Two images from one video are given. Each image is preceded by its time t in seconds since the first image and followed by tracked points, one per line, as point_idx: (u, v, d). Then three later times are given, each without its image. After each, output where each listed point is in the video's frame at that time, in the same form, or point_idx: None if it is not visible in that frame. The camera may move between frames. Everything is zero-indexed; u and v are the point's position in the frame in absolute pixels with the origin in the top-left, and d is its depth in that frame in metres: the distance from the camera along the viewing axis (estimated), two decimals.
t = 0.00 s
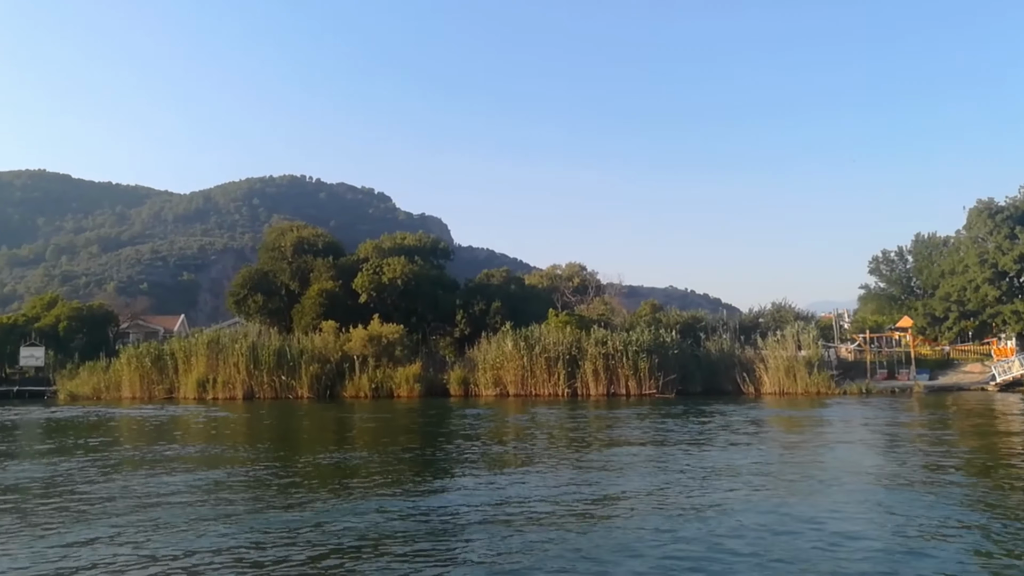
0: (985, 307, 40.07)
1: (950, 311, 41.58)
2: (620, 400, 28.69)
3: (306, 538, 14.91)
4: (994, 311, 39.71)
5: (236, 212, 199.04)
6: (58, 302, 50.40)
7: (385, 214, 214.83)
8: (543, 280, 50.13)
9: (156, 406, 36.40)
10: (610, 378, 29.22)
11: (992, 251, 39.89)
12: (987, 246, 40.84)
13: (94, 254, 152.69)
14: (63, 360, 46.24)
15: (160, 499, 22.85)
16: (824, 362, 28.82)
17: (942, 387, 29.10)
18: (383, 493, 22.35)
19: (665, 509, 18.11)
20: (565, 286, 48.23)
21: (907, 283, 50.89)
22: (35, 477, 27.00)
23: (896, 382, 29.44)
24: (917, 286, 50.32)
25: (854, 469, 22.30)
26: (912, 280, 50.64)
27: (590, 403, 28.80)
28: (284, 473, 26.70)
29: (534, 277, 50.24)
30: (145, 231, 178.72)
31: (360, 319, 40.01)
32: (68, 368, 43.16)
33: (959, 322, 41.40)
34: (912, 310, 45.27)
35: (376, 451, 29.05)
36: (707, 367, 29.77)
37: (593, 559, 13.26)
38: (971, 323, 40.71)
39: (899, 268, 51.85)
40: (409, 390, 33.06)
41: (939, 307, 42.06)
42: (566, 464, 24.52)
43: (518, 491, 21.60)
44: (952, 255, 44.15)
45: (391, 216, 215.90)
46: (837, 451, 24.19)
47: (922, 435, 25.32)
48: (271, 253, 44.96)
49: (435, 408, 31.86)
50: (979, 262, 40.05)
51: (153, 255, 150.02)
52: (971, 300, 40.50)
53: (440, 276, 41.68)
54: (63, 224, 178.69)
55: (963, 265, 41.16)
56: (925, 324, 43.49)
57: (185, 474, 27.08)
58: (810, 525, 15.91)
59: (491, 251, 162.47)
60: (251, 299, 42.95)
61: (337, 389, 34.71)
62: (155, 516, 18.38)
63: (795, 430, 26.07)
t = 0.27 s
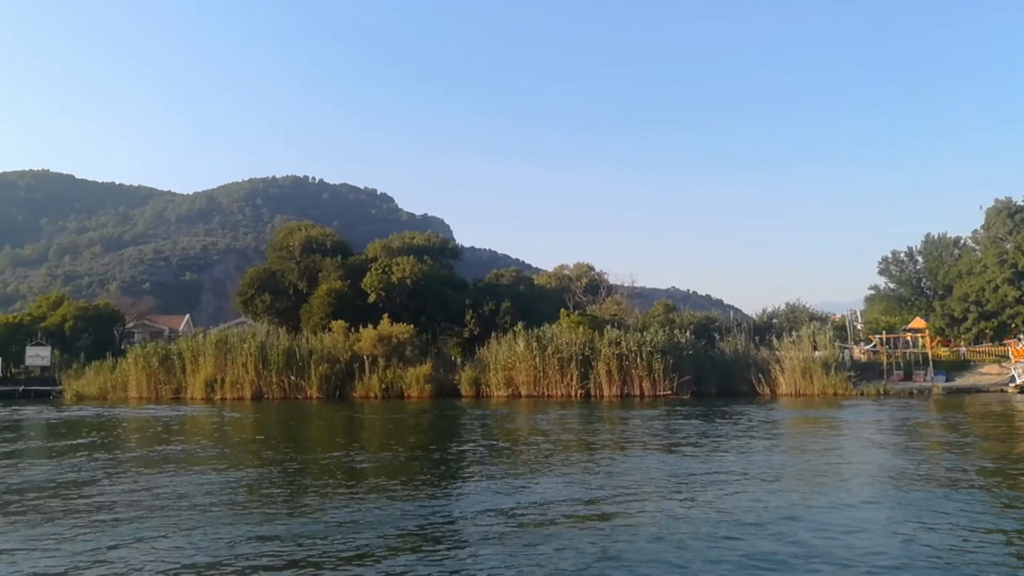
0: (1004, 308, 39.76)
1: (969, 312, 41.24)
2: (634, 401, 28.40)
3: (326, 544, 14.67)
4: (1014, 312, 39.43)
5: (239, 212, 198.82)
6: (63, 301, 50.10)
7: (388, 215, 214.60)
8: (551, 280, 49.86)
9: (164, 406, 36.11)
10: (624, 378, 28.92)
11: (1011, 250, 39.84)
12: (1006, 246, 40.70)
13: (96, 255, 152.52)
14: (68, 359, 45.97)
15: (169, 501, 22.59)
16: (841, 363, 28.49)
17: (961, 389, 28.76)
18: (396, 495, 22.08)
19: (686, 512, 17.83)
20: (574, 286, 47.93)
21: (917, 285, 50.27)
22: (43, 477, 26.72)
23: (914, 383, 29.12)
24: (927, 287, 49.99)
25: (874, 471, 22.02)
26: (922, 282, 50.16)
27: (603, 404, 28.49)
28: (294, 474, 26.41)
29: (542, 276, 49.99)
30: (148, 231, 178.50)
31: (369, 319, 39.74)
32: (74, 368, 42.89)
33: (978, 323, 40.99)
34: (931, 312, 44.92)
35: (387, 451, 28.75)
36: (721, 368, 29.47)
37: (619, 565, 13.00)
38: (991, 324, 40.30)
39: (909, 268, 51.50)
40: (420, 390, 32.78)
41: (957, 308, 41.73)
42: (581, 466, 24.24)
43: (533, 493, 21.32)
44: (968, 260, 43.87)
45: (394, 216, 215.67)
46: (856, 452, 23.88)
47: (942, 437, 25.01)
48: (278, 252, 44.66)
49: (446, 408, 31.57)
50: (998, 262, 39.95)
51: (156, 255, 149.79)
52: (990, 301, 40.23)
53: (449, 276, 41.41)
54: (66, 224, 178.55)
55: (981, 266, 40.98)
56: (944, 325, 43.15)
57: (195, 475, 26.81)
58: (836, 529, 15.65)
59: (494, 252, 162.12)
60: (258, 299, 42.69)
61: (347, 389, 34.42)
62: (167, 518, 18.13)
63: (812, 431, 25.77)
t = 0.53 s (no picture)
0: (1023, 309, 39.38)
1: (988, 313, 40.84)
2: (647, 402, 28.05)
3: (341, 555, 14.33)
4: None
5: (240, 211, 198.54)
6: (67, 298, 49.79)
7: (390, 214, 214.24)
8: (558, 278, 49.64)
9: (170, 405, 35.78)
10: (637, 379, 28.57)
11: None
12: None
13: (98, 253, 152.25)
14: (73, 357, 45.65)
15: (178, 502, 22.27)
16: (857, 364, 28.17)
17: (978, 391, 28.44)
18: (408, 497, 21.74)
19: (707, 516, 17.49)
20: (583, 286, 47.56)
21: (928, 286, 49.95)
22: (48, 477, 26.39)
23: (931, 385, 28.81)
24: (938, 288, 49.68)
25: (894, 474, 21.67)
26: (933, 283, 49.81)
27: (616, 404, 28.16)
28: (303, 475, 26.10)
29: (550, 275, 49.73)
30: (149, 229, 178.21)
31: (376, 318, 39.43)
32: (79, 366, 42.59)
33: (997, 324, 40.54)
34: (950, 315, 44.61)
35: (397, 452, 28.42)
36: (736, 369, 29.11)
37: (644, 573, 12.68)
38: (1009, 325, 39.90)
39: (920, 269, 51.20)
40: (429, 390, 32.44)
41: (976, 309, 41.33)
42: (595, 467, 23.89)
43: (548, 495, 20.97)
44: (983, 262, 43.47)
45: (396, 216, 215.36)
46: (874, 454, 23.57)
47: (961, 438, 24.69)
48: (285, 250, 44.37)
49: (456, 409, 31.25)
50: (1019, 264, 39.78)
51: (157, 253, 149.47)
52: (1008, 302, 39.86)
53: (457, 275, 41.07)
54: (67, 222, 178.29)
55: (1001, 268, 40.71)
56: (963, 327, 42.72)
57: (202, 475, 26.46)
58: (863, 536, 15.30)
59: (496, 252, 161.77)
60: (264, 297, 42.38)
61: (355, 389, 34.09)
62: (177, 520, 17.80)
63: (828, 432, 25.44)
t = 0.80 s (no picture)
0: None
1: (1007, 313, 40.47)
2: (661, 402, 27.76)
3: (363, 556, 14.07)
4: None
5: (242, 209, 198.30)
6: (73, 295, 49.49)
7: (392, 213, 213.95)
8: (566, 277, 49.42)
9: (177, 403, 35.49)
10: (651, 379, 28.25)
11: None
12: None
13: (99, 250, 151.98)
14: (78, 355, 45.37)
15: (189, 501, 22.00)
16: (874, 365, 27.87)
17: (997, 392, 28.13)
18: (422, 495, 21.47)
19: (729, 516, 17.22)
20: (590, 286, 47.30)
21: (938, 287, 49.63)
22: (56, 475, 26.11)
23: (948, 385, 28.50)
24: (948, 289, 49.39)
25: (915, 475, 21.37)
26: (944, 285, 49.50)
27: (629, 404, 27.88)
28: (314, 473, 25.84)
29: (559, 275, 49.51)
30: (150, 227, 177.87)
31: (384, 317, 39.17)
32: (84, 364, 42.30)
33: (1016, 324, 40.15)
34: (972, 315, 44.17)
35: (408, 451, 28.13)
36: (750, 369, 28.84)
37: (672, 573, 12.40)
38: None
39: (930, 270, 50.92)
40: (440, 389, 32.14)
41: (995, 309, 40.93)
42: (611, 467, 23.60)
43: (565, 494, 20.69)
44: (995, 265, 43.16)
45: (398, 215, 215.09)
46: (893, 455, 23.28)
47: (981, 438, 24.39)
48: (292, 248, 44.12)
49: (467, 408, 30.97)
50: None
51: (159, 251, 149.16)
52: None
53: (466, 274, 40.81)
54: (68, 220, 178.01)
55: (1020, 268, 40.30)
56: (982, 328, 42.32)
57: (212, 474, 26.17)
58: (893, 538, 15.04)
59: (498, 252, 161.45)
60: (271, 295, 42.12)
61: (364, 388, 33.80)
62: (190, 518, 17.54)
63: (846, 432, 25.15)
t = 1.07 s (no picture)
0: None
1: None
2: (678, 401, 27.52)
3: (389, 558, 13.86)
4: None
5: (245, 208, 198.13)
6: (80, 294, 49.26)
7: (395, 212, 213.68)
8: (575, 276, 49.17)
9: (187, 403, 35.27)
10: (667, 377, 28.02)
11: None
12: None
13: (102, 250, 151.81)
14: (86, 354, 45.15)
15: (203, 502, 21.78)
16: (893, 363, 27.57)
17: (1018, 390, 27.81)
18: (441, 496, 21.24)
19: (756, 516, 16.99)
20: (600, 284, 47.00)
21: (949, 284, 49.30)
22: (68, 476, 25.90)
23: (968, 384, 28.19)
24: (960, 286, 49.03)
25: (939, 472, 21.11)
26: (955, 282, 49.18)
27: (645, 403, 27.63)
28: (328, 474, 25.62)
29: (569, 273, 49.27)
30: (153, 227, 177.69)
31: (394, 315, 38.94)
32: (92, 363, 42.09)
33: None
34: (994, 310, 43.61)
35: (422, 450, 27.88)
36: (768, 368, 28.55)
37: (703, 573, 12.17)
38: None
39: (941, 267, 50.57)
40: (453, 388, 31.89)
41: (1016, 307, 40.46)
42: (630, 467, 23.35)
43: (585, 495, 20.46)
44: (1008, 262, 42.80)
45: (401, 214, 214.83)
46: (915, 452, 23.01)
47: (1003, 435, 24.10)
48: (301, 247, 43.90)
49: (480, 407, 30.72)
50: None
51: (162, 250, 148.94)
52: None
53: (476, 272, 40.51)
54: (71, 219, 177.92)
55: None
56: (1001, 325, 41.88)
57: (225, 474, 25.95)
58: (926, 538, 14.81)
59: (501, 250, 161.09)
60: (280, 294, 41.89)
61: (376, 387, 33.56)
62: (209, 520, 17.33)
63: (866, 431, 24.88)
